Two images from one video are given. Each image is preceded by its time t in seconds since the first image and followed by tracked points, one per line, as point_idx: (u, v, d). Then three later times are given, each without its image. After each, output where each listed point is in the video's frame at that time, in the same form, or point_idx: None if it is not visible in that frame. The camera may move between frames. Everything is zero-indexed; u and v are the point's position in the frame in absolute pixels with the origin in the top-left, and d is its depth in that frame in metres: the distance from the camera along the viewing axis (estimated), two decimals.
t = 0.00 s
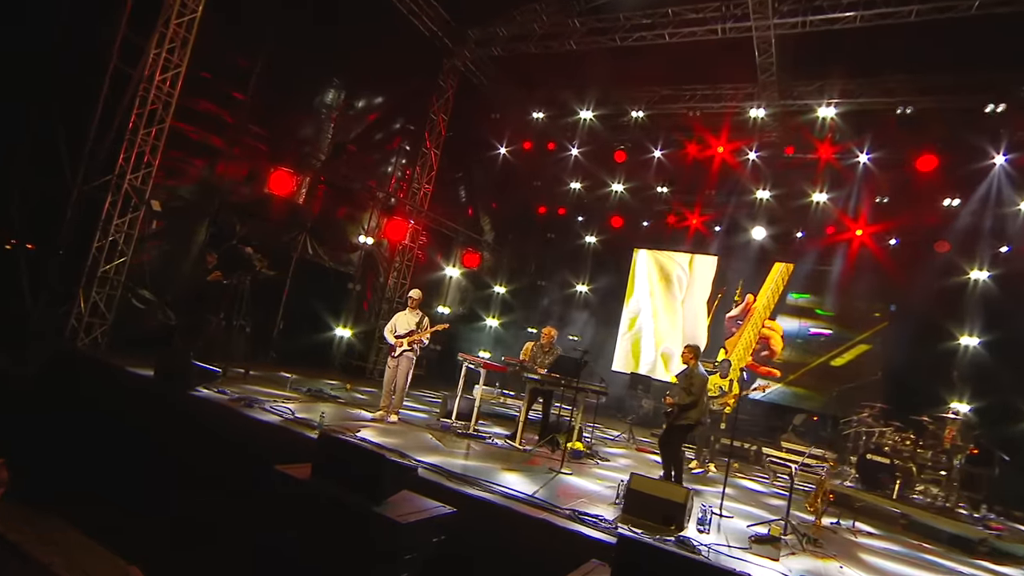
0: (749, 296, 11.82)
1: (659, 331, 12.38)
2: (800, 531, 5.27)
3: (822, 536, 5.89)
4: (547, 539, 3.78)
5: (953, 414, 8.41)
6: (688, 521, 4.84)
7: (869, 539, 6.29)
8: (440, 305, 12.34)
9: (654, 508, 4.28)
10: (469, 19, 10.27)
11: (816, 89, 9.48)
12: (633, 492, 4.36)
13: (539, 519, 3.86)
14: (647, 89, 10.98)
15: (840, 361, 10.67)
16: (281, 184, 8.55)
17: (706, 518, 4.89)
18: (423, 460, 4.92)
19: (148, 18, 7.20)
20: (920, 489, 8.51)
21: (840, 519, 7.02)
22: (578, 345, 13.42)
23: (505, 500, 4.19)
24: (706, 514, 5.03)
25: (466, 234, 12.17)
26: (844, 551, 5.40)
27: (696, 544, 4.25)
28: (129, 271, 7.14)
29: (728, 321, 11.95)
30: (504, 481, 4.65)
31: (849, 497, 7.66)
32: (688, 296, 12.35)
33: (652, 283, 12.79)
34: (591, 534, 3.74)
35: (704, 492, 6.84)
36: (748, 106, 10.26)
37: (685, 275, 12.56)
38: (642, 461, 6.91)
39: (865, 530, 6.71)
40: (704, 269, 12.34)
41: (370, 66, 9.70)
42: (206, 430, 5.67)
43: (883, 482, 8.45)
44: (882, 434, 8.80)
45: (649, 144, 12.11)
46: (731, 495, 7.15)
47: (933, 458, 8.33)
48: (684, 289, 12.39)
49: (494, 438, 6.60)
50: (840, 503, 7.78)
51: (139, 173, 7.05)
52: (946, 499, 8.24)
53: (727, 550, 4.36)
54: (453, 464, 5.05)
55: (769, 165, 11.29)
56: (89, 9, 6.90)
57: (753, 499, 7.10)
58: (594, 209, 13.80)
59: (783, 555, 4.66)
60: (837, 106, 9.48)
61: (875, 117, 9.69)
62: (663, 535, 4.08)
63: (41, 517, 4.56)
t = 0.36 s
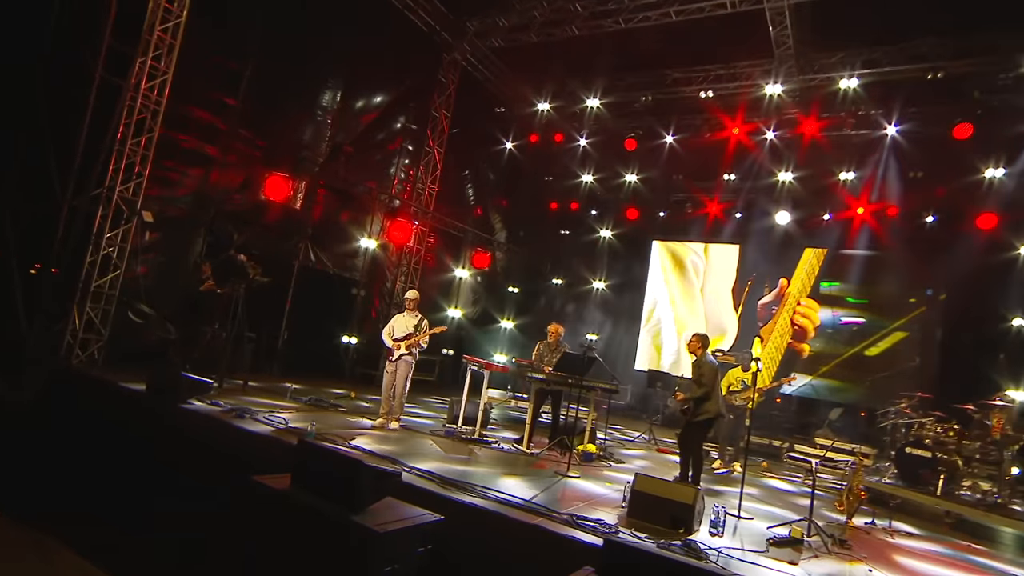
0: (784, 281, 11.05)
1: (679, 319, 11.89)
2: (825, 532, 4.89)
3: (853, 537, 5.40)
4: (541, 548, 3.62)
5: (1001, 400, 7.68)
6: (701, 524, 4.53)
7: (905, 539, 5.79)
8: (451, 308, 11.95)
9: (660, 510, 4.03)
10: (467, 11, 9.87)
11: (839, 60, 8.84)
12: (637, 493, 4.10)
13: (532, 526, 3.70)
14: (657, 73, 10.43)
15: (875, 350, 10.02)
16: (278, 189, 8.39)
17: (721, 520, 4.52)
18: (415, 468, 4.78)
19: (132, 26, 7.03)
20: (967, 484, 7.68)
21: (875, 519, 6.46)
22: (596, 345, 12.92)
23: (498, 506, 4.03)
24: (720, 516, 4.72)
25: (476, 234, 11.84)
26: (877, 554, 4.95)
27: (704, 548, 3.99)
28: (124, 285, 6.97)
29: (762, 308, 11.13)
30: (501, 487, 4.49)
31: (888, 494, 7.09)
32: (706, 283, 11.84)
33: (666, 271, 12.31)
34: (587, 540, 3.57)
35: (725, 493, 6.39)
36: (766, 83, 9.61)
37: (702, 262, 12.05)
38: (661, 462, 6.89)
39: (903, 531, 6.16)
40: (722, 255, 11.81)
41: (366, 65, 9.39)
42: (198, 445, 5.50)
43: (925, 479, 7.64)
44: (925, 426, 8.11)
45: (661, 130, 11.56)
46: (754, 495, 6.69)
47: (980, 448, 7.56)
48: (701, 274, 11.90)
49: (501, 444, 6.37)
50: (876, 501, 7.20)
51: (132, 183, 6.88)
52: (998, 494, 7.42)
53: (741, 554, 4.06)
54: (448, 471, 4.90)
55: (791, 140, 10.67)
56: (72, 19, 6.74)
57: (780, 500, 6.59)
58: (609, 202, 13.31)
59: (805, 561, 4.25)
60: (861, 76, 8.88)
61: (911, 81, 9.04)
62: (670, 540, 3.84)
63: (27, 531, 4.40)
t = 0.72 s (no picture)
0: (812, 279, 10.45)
1: (707, 298, 11.39)
2: (852, 532, 4.51)
3: (886, 537, 4.92)
4: (533, 555, 3.49)
5: None
6: (715, 527, 4.33)
7: (949, 539, 5.16)
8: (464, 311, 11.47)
9: (670, 513, 3.91)
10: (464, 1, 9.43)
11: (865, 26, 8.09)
12: (643, 495, 4.01)
13: (524, 532, 3.57)
14: (669, 52, 9.80)
15: (920, 337, 9.30)
16: (271, 197, 8.13)
17: (735, 522, 4.33)
18: (409, 475, 4.67)
19: (117, 34, 6.86)
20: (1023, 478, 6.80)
21: (915, 517, 5.83)
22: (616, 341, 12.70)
23: (492, 513, 3.90)
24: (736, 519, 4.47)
25: (486, 233, 11.52)
26: (912, 554, 4.46)
27: (711, 552, 3.75)
28: (121, 298, 6.82)
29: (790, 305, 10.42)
30: (499, 493, 4.34)
31: (929, 490, 6.68)
32: (736, 264, 11.28)
33: (694, 251, 11.80)
34: (581, 544, 3.44)
35: (748, 493, 5.87)
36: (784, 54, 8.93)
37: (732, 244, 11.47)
38: (683, 464, 6.51)
39: (948, 530, 5.51)
40: (755, 237, 11.23)
41: (363, 64, 9.10)
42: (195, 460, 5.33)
43: (974, 472, 6.84)
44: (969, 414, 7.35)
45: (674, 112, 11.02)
46: (780, 494, 6.12)
47: None
48: (732, 255, 11.33)
49: (510, 448, 6.17)
50: (916, 497, 6.70)
51: (123, 196, 6.72)
52: None
53: (753, 558, 3.80)
54: (443, 478, 4.77)
55: (812, 115, 10.06)
56: (56, 31, 6.61)
57: (810, 500, 5.99)
58: (625, 193, 12.80)
59: (820, 566, 3.84)
60: (885, 43, 8.16)
61: (941, 48, 8.22)
62: (677, 543, 3.74)
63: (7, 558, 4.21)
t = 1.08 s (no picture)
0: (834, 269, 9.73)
1: (717, 302, 10.66)
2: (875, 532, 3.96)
3: (917, 538, 4.33)
4: (521, 566, 3.24)
5: None
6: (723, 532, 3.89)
7: (991, 540, 4.49)
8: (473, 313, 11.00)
9: (671, 518, 3.59)
10: None
11: None
12: (643, 499, 3.68)
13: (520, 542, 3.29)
14: (678, 29, 9.21)
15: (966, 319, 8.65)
16: (264, 200, 7.85)
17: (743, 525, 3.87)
18: (397, 485, 4.40)
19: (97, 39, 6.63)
20: None
21: (952, 516, 5.17)
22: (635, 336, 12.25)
23: (480, 522, 3.61)
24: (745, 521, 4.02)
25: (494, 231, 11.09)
26: (944, 557, 3.88)
27: (713, 558, 3.33)
28: (111, 312, 6.60)
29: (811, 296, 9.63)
30: (491, 501, 4.04)
31: (967, 485, 6.02)
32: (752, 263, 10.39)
33: (707, 248, 10.97)
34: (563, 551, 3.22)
35: (766, 494, 5.32)
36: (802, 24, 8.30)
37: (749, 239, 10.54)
38: (701, 466, 6.06)
39: (989, 529, 4.85)
40: (772, 231, 10.31)
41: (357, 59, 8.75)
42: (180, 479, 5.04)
43: None
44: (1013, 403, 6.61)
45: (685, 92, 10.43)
46: (805, 495, 5.50)
47: None
48: (748, 257, 10.44)
49: (515, 454, 5.85)
50: (956, 494, 6.09)
51: (108, 207, 6.48)
52: None
53: (760, 564, 3.34)
54: (435, 487, 4.46)
55: (833, 87, 9.48)
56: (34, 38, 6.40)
57: (839, 500, 5.38)
58: (639, 182, 12.22)
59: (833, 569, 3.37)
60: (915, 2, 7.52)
61: (972, 7, 7.50)
62: (677, 549, 3.43)
63: None
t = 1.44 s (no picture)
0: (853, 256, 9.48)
1: (727, 292, 10.56)
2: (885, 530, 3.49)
3: (940, 538, 3.79)
4: None
5: None
6: (721, 538, 3.44)
7: None
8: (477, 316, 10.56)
9: (666, 523, 3.15)
10: None
11: None
12: (633, 505, 3.26)
13: (488, 552, 2.97)
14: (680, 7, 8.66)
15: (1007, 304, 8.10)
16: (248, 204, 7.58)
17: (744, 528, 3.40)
18: (379, 495, 4.02)
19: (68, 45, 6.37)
20: None
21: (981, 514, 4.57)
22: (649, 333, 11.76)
23: (458, 534, 3.25)
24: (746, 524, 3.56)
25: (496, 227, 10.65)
26: (967, 559, 3.36)
27: (703, 566, 2.93)
28: (93, 327, 6.34)
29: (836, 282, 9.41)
30: (474, 511, 3.67)
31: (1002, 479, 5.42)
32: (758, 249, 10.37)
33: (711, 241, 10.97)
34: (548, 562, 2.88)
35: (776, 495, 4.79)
36: None
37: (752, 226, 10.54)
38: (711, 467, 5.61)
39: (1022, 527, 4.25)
40: (775, 215, 10.28)
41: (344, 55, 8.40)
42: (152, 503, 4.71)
43: None
44: None
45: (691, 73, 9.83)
46: (821, 495, 4.95)
47: None
48: (752, 245, 10.44)
49: (513, 461, 5.43)
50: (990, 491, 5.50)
51: (85, 217, 6.21)
52: None
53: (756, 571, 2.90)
54: (418, 495, 4.10)
55: (846, 60, 8.85)
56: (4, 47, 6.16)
57: (858, 499, 4.83)
58: (648, 169, 11.64)
59: (835, 575, 2.91)
60: None
61: None
62: (666, 557, 3.02)
63: None
